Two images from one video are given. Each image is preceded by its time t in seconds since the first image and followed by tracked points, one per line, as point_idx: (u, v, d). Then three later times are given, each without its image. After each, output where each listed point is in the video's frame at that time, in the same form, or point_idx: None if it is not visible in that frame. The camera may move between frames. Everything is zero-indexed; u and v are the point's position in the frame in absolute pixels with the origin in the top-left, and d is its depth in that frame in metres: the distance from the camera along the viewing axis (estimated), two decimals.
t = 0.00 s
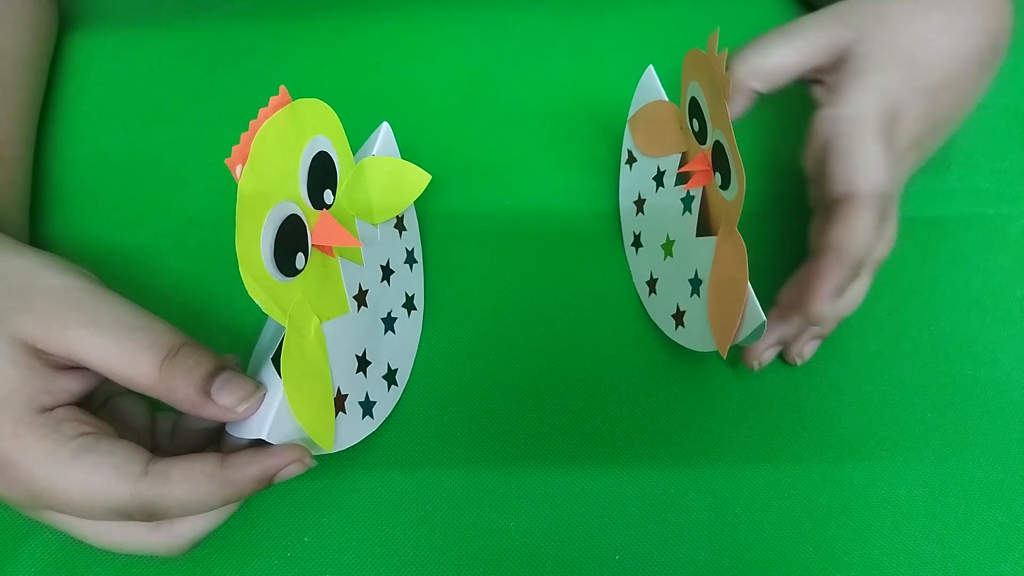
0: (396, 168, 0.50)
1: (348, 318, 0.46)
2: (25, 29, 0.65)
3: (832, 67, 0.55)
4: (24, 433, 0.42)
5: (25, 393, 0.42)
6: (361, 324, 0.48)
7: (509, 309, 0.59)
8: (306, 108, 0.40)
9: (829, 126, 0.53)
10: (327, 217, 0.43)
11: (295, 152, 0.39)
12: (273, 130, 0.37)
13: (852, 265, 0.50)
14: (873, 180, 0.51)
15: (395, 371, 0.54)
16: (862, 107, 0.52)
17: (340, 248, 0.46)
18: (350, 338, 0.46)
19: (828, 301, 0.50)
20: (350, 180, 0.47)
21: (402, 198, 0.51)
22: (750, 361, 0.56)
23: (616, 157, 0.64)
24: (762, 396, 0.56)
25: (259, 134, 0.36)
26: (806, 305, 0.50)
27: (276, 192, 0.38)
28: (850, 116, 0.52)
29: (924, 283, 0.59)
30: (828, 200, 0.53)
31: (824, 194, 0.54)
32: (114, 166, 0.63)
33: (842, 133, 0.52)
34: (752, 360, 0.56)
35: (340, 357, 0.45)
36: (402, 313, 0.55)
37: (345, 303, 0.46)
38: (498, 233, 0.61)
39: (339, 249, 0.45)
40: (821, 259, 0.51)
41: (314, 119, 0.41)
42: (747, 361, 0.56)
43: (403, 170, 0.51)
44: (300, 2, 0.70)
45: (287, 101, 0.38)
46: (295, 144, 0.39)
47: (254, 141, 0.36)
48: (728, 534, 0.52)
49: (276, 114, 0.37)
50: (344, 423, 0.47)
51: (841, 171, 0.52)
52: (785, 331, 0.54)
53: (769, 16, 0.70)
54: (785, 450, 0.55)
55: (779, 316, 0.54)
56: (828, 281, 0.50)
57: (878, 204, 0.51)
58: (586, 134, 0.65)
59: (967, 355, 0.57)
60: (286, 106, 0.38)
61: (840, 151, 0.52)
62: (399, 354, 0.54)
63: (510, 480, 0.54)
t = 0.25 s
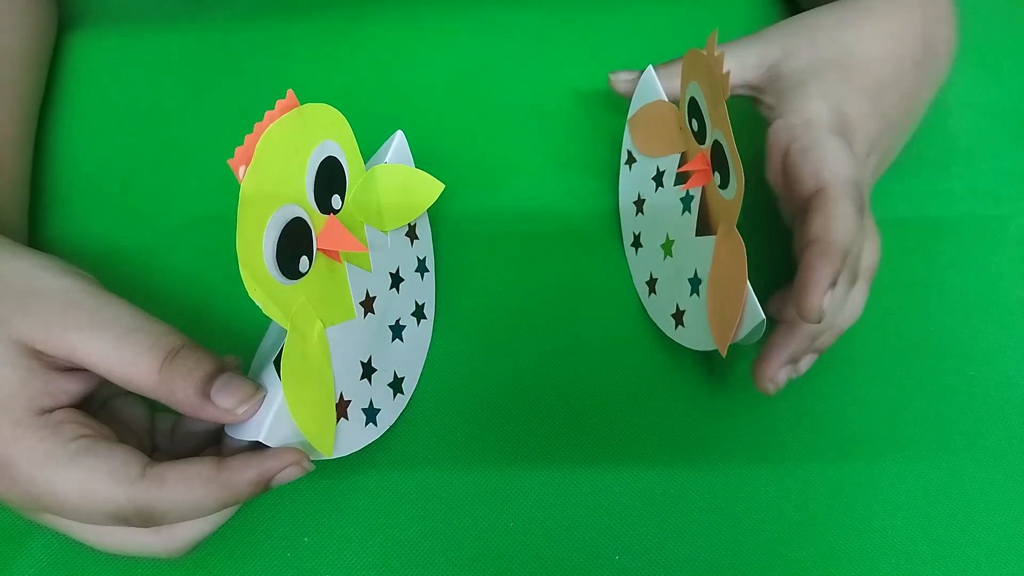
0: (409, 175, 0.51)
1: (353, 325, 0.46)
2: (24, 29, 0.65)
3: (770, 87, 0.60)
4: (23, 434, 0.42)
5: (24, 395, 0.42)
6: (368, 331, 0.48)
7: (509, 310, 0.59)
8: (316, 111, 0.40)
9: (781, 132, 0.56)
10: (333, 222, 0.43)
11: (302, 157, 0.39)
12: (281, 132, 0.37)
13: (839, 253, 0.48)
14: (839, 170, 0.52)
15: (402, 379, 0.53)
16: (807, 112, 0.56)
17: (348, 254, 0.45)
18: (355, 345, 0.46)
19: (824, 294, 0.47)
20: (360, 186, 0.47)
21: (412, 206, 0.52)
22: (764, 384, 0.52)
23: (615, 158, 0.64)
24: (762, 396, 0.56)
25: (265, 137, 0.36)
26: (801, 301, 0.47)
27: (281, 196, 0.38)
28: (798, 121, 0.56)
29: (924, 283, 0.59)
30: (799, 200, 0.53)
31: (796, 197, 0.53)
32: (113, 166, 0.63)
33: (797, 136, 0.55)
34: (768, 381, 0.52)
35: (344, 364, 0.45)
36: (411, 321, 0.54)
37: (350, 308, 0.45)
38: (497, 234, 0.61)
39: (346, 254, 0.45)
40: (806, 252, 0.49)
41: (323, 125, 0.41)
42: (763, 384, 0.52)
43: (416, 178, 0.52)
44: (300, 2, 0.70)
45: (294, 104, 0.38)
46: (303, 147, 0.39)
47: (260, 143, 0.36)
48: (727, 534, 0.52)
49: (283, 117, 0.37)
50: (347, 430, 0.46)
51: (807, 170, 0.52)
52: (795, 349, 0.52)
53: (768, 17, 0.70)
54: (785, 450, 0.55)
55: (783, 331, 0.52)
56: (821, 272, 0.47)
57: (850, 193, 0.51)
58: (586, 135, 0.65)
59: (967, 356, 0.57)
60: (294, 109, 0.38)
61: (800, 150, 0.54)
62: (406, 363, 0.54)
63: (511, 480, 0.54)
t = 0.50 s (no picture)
0: (411, 176, 0.51)
1: (354, 325, 0.46)
2: (24, 29, 0.65)
3: (766, 85, 0.60)
4: (23, 435, 0.42)
5: (25, 396, 0.42)
6: (369, 332, 0.48)
7: (510, 310, 0.59)
8: (314, 112, 0.40)
9: (779, 131, 0.56)
10: (333, 223, 0.43)
11: (302, 157, 0.39)
12: (280, 134, 0.37)
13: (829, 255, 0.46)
14: (834, 170, 0.51)
15: (404, 379, 0.53)
16: (806, 112, 0.56)
17: (349, 254, 0.45)
18: (357, 345, 0.46)
19: (810, 291, 0.44)
20: (360, 187, 0.47)
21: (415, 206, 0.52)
22: (726, 372, 0.51)
23: (615, 157, 0.64)
24: (762, 396, 0.56)
25: (263, 138, 0.36)
26: (785, 296, 0.45)
27: (281, 196, 0.38)
28: (796, 120, 0.56)
29: (924, 283, 0.59)
30: (796, 200, 0.51)
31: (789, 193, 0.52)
32: (113, 166, 0.63)
33: (794, 136, 0.54)
34: (726, 370, 0.51)
35: (345, 364, 0.44)
36: (413, 321, 0.54)
37: (351, 309, 0.45)
38: (497, 234, 0.61)
39: (347, 255, 0.45)
40: (795, 247, 0.47)
41: (323, 125, 0.41)
42: (724, 370, 0.51)
43: (416, 179, 0.52)
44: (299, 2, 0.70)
45: (292, 105, 0.38)
46: (302, 149, 0.39)
47: (258, 144, 0.36)
48: (728, 534, 0.52)
49: (281, 118, 0.37)
50: (348, 431, 0.46)
51: (805, 167, 0.51)
52: (756, 339, 0.50)
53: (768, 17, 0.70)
54: (785, 450, 0.55)
55: (754, 322, 0.50)
56: (808, 269, 0.45)
57: (845, 193, 0.49)
58: (585, 134, 0.65)
59: (967, 355, 0.57)
60: (292, 111, 0.38)
61: (796, 149, 0.53)
62: (408, 363, 0.54)
63: (511, 480, 0.54)
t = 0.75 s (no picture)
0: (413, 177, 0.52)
1: (354, 326, 0.46)
2: (24, 29, 0.65)
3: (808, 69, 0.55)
4: (23, 435, 0.42)
5: (25, 396, 0.42)
6: (369, 332, 0.48)
7: (510, 310, 0.59)
8: (315, 112, 0.40)
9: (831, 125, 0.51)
10: (334, 223, 0.43)
11: (302, 158, 0.39)
12: (280, 134, 0.37)
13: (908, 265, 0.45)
14: (904, 176, 0.47)
15: (404, 379, 0.53)
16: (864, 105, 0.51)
17: (349, 254, 0.45)
18: (357, 345, 0.46)
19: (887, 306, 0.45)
20: (361, 187, 0.47)
21: (416, 204, 0.52)
22: (750, 382, 0.53)
23: (615, 158, 0.64)
24: (762, 397, 0.56)
25: (263, 138, 0.36)
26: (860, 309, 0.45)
27: (281, 196, 0.38)
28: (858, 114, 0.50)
29: (923, 282, 0.59)
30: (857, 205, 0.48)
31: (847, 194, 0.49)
32: (113, 166, 0.63)
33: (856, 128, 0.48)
34: (755, 383, 0.53)
35: (345, 365, 0.44)
36: (413, 322, 0.54)
37: (351, 309, 0.45)
38: (497, 233, 0.61)
39: (347, 255, 0.45)
40: (870, 258, 0.45)
41: (324, 126, 0.41)
42: (749, 383, 0.53)
43: (419, 181, 0.52)
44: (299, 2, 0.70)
45: (293, 105, 0.38)
46: (302, 149, 0.39)
47: (258, 144, 0.36)
48: (727, 534, 0.52)
49: (282, 118, 0.37)
50: (348, 431, 0.46)
51: (867, 167, 0.47)
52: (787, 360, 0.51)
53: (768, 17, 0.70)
54: (785, 450, 0.55)
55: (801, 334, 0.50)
56: (887, 283, 0.44)
57: (914, 201, 0.47)
58: (586, 134, 0.65)
59: (967, 355, 0.57)
60: (292, 111, 0.38)
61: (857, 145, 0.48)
62: (408, 363, 0.54)
63: (512, 481, 0.54)
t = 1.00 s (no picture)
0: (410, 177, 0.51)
1: (354, 325, 0.46)
2: (25, 29, 0.65)
3: (778, 86, 0.59)
4: (24, 433, 0.42)
5: (25, 395, 0.42)
6: (369, 332, 0.48)
7: (510, 310, 0.59)
8: (315, 111, 0.40)
9: (805, 133, 0.56)
10: (334, 223, 0.43)
11: (303, 157, 0.40)
12: (280, 132, 0.37)
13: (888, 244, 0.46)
14: (876, 162, 0.50)
15: (404, 380, 0.53)
16: (831, 113, 0.56)
17: (349, 254, 0.45)
18: (356, 345, 0.46)
19: (869, 281, 0.44)
20: (361, 188, 0.47)
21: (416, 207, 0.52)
22: (774, 381, 0.50)
23: (615, 158, 0.64)
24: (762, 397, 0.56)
25: (264, 137, 0.36)
26: (844, 288, 0.44)
27: (281, 195, 0.38)
28: (822, 121, 0.56)
29: (923, 282, 0.59)
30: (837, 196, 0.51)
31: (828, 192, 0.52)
32: (114, 165, 0.63)
33: (824, 136, 0.54)
34: (777, 381, 0.50)
35: (345, 364, 0.44)
36: (413, 322, 0.54)
37: (351, 308, 0.45)
38: (497, 233, 0.61)
39: (347, 255, 0.45)
40: (850, 240, 0.46)
41: (324, 126, 0.41)
42: (774, 381, 0.50)
43: (416, 181, 0.52)
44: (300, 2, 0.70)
45: (293, 104, 0.39)
46: (303, 148, 0.39)
47: (258, 142, 0.36)
48: (728, 533, 0.52)
49: (282, 117, 0.37)
50: (346, 431, 0.46)
51: (841, 165, 0.51)
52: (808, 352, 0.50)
53: (768, 18, 0.70)
54: (785, 450, 0.55)
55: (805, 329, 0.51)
56: (866, 259, 0.45)
57: (891, 184, 0.49)
58: (585, 134, 0.65)
59: (966, 355, 0.57)
60: (293, 110, 0.38)
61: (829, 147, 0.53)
62: (408, 364, 0.54)
63: (512, 480, 0.54)
